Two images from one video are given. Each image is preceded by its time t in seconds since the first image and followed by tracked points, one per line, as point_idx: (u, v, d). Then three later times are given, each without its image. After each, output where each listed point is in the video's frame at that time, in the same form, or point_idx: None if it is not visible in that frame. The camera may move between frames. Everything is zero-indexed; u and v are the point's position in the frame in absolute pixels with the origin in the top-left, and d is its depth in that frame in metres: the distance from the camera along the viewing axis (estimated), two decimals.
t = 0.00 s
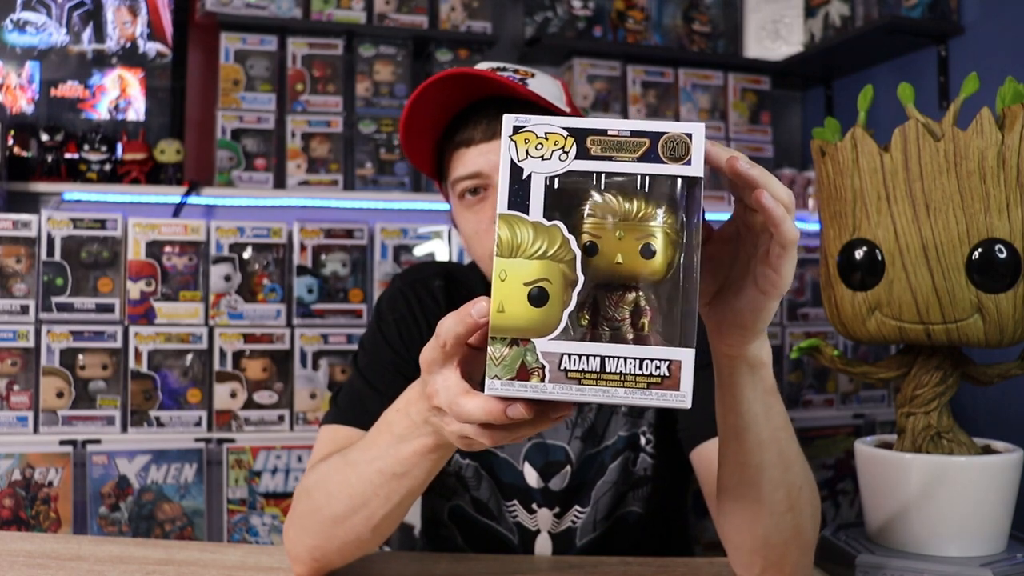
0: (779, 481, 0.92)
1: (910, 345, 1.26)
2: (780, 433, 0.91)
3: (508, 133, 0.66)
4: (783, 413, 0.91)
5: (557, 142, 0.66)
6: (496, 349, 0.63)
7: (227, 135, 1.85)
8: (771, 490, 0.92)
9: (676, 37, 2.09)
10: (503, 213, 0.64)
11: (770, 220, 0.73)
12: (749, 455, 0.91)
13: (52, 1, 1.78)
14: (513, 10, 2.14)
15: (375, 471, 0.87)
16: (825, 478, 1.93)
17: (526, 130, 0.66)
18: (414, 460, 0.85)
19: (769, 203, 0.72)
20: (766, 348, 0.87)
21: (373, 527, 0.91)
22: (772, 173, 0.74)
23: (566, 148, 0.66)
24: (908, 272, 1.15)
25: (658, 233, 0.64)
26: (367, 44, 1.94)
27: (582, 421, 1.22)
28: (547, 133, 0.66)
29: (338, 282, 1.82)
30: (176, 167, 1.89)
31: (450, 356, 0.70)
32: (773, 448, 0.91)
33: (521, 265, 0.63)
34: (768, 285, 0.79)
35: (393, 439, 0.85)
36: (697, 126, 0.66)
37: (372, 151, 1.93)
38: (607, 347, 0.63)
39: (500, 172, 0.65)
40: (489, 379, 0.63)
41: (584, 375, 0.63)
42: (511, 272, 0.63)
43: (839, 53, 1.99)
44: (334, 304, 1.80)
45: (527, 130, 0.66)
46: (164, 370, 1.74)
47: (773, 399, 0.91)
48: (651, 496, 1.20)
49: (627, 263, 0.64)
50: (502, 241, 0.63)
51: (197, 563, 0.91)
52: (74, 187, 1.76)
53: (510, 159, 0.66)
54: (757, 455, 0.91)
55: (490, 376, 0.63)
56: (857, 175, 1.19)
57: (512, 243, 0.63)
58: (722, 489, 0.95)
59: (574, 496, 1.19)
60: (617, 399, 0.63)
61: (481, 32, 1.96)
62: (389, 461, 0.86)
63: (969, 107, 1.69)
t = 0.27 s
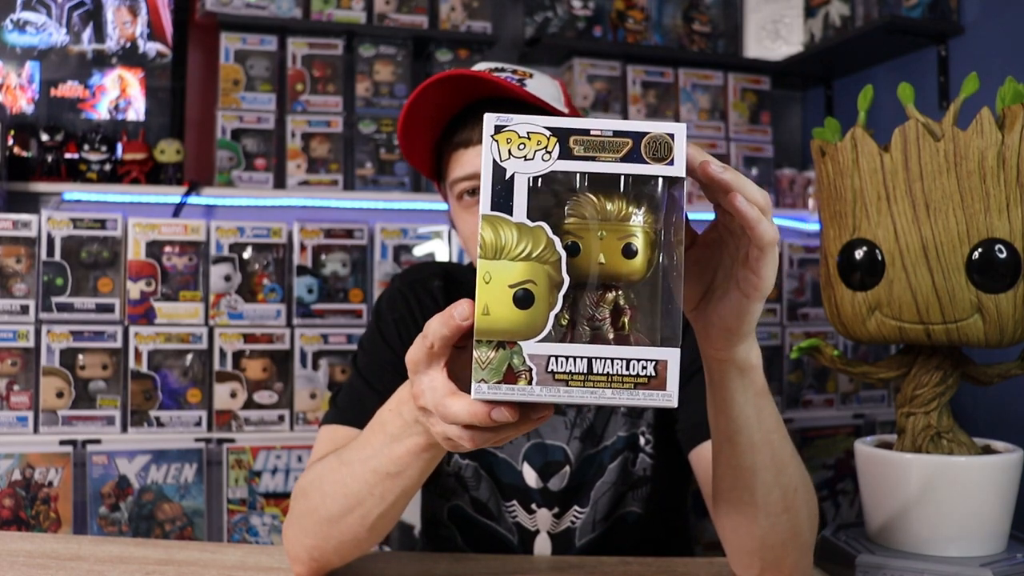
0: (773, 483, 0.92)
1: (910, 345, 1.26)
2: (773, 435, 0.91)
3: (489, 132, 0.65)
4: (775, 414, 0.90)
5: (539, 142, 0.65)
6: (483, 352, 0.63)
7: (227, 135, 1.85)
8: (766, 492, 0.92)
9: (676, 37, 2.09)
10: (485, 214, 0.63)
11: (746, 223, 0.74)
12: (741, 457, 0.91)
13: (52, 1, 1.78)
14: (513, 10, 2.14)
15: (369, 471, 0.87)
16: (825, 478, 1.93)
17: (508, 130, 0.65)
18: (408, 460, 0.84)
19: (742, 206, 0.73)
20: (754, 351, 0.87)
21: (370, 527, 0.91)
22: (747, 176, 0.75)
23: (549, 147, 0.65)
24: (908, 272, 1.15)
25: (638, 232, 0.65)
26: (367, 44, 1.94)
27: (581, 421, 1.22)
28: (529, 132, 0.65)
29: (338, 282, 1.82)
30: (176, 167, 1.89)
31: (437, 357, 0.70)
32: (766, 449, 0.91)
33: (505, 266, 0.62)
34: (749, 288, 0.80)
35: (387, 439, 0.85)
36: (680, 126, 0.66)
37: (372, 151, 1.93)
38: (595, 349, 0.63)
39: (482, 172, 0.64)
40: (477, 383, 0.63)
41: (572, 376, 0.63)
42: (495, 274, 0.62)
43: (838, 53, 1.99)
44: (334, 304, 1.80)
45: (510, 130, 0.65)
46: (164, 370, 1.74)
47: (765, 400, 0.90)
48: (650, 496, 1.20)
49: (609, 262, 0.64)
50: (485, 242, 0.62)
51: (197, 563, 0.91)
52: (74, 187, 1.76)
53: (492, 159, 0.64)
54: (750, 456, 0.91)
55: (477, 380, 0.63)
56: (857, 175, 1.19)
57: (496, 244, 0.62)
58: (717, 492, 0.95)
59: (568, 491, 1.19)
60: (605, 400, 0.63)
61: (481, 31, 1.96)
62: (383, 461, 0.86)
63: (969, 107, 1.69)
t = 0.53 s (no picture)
0: (771, 483, 0.92)
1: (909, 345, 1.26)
2: (771, 436, 0.91)
3: (483, 132, 0.64)
4: (773, 414, 0.90)
5: (534, 142, 0.64)
6: (478, 354, 0.63)
7: (227, 134, 1.85)
8: (764, 492, 0.92)
9: (676, 37, 2.09)
10: (480, 214, 0.63)
11: (734, 225, 0.75)
12: (739, 458, 0.91)
13: (52, 1, 1.78)
14: (513, 9, 2.14)
15: (364, 471, 0.87)
16: (825, 478, 1.93)
17: (503, 129, 0.64)
18: (403, 460, 0.84)
19: (729, 208, 0.74)
20: (751, 352, 0.87)
21: (368, 527, 0.91)
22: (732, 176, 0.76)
23: (544, 147, 0.64)
24: (908, 272, 1.15)
25: (632, 232, 0.65)
26: (367, 44, 1.94)
27: (582, 421, 1.22)
28: (524, 132, 0.64)
29: (338, 282, 1.82)
30: (176, 167, 1.89)
31: (432, 357, 0.70)
32: (764, 450, 0.91)
33: (500, 267, 0.62)
34: (741, 289, 0.80)
35: (382, 440, 0.84)
36: (674, 126, 0.66)
37: (372, 151, 1.93)
38: (591, 349, 0.63)
39: (477, 172, 0.64)
40: (472, 384, 0.63)
41: (567, 377, 0.63)
42: (490, 275, 0.62)
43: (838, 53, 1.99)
44: (334, 304, 1.80)
45: (504, 129, 0.64)
46: (164, 370, 1.74)
47: (762, 400, 0.90)
48: (650, 496, 1.20)
49: (603, 263, 0.64)
50: (481, 243, 0.62)
51: (197, 563, 0.91)
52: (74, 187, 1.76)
53: (487, 160, 0.64)
54: (747, 456, 0.91)
55: (473, 382, 0.63)
56: (857, 175, 1.19)
57: (491, 245, 0.62)
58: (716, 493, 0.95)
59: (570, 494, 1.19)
60: (601, 401, 0.63)
61: (481, 31, 1.96)
62: (379, 461, 0.86)
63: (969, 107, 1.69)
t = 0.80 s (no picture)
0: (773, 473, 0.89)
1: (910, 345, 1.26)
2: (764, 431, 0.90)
3: (525, 138, 0.65)
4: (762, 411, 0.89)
5: (575, 146, 0.64)
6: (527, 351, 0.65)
7: (227, 134, 1.85)
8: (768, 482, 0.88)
9: (676, 37, 2.09)
10: (524, 218, 0.65)
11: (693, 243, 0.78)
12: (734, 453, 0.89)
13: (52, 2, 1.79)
14: (513, 10, 2.14)
15: (343, 466, 0.88)
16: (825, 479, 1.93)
17: (544, 134, 0.65)
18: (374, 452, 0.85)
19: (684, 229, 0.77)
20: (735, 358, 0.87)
21: (353, 522, 0.90)
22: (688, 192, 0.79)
23: (584, 151, 0.64)
24: (908, 272, 1.15)
25: (682, 231, 0.64)
26: (367, 44, 1.95)
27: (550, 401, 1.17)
28: (564, 136, 0.65)
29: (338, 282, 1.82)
30: (176, 167, 1.89)
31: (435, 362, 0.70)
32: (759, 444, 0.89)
33: (545, 271, 0.64)
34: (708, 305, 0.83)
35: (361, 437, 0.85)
36: (718, 123, 0.63)
37: (372, 151, 1.93)
38: (632, 349, 0.64)
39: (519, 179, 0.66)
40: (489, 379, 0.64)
41: (610, 375, 0.64)
42: (535, 277, 0.64)
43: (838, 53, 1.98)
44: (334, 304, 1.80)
45: (545, 134, 0.65)
46: (164, 370, 1.74)
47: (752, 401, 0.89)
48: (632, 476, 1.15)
49: (648, 259, 0.65)
50: (525, 247, 0.64)
51: (197, 563, 0.90)
52: (75, 187, 1.75)
53: (529, 165, 0.65)
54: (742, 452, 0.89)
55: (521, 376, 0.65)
56: (857, 175, 1.19)
57: (536, 248, 0.64)
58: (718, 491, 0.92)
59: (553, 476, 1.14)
60: (641, 398, 0.64)
61: (481, 31, 1.96)
62: (353, 454, 0.86)
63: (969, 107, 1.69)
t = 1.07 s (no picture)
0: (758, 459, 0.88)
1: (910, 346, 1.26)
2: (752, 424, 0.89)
3: (545, 111, 0.72)
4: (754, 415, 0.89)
5: (587, 116, 0.71)
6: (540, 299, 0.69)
7: (228, 134, 1.85)
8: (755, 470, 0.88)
9: (676, 37, 2.10)
10: (543, 179, 0.70)
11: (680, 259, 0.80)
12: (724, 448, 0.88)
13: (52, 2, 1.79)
14: (513, 9, 2.14)
15: (350, 443, 0.89)
16: (825, 478, 1.93)
17: (561, 108, 0.71)
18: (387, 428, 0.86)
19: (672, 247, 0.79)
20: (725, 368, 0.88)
21: (358, 511, 0.91)
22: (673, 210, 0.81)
23: (596, 120, 0.71)
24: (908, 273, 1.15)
25: (684, 189, 0.68)
26: (367, 44, 1.95)
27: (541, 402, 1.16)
28: (579, 108, 0.71)
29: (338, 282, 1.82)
30: (176, 167, 1.88)
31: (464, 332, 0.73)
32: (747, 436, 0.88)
33: (558, 223, 0.69)
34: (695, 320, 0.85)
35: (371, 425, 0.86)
36: (712, 91, 0.69)
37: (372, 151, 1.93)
38: (638, 290, 0.66)
39: (539, 146, 0.71)
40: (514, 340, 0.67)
41: (618, 316, 0.67)
42: (550, 230, 0.69)
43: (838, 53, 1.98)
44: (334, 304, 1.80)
45: (562, 107, 0.71)
46: (164, 370, 1.74)
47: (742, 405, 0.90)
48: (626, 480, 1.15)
49: (655, 218, 0.68)
50: (542, 204, 0.69)
51: (197, 563, 0.90)
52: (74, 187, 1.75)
53: (548, 134, 0.71)
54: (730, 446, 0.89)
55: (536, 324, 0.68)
56: (857, 175, 1.19)
57: (552, 206, 0.69)
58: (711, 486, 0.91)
59: (550, 482, 1.13)
60: (647, 337, 0.66)
61: (481, 32, 1.96)
62: (360, 432, 0.87)
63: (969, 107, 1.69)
